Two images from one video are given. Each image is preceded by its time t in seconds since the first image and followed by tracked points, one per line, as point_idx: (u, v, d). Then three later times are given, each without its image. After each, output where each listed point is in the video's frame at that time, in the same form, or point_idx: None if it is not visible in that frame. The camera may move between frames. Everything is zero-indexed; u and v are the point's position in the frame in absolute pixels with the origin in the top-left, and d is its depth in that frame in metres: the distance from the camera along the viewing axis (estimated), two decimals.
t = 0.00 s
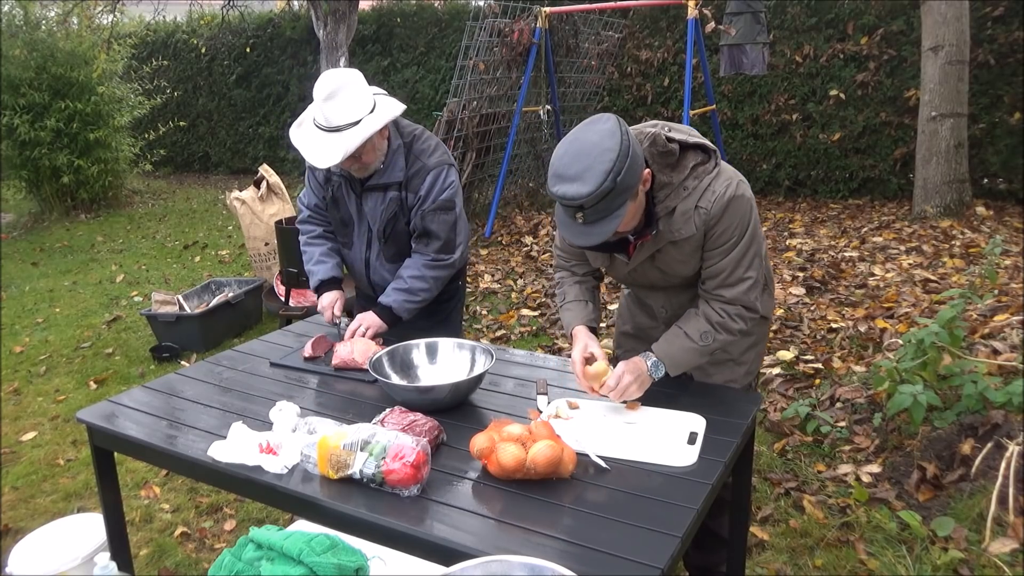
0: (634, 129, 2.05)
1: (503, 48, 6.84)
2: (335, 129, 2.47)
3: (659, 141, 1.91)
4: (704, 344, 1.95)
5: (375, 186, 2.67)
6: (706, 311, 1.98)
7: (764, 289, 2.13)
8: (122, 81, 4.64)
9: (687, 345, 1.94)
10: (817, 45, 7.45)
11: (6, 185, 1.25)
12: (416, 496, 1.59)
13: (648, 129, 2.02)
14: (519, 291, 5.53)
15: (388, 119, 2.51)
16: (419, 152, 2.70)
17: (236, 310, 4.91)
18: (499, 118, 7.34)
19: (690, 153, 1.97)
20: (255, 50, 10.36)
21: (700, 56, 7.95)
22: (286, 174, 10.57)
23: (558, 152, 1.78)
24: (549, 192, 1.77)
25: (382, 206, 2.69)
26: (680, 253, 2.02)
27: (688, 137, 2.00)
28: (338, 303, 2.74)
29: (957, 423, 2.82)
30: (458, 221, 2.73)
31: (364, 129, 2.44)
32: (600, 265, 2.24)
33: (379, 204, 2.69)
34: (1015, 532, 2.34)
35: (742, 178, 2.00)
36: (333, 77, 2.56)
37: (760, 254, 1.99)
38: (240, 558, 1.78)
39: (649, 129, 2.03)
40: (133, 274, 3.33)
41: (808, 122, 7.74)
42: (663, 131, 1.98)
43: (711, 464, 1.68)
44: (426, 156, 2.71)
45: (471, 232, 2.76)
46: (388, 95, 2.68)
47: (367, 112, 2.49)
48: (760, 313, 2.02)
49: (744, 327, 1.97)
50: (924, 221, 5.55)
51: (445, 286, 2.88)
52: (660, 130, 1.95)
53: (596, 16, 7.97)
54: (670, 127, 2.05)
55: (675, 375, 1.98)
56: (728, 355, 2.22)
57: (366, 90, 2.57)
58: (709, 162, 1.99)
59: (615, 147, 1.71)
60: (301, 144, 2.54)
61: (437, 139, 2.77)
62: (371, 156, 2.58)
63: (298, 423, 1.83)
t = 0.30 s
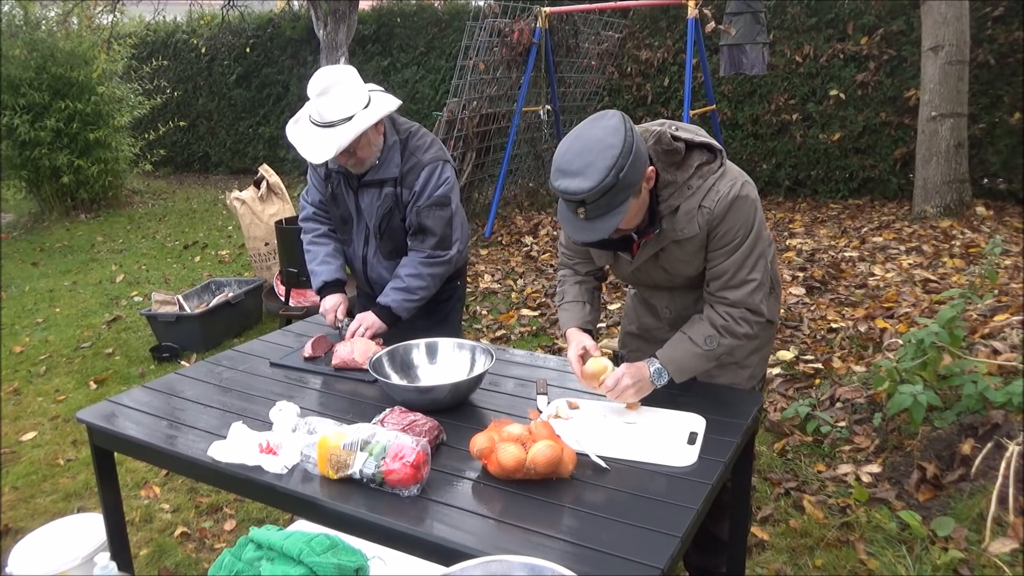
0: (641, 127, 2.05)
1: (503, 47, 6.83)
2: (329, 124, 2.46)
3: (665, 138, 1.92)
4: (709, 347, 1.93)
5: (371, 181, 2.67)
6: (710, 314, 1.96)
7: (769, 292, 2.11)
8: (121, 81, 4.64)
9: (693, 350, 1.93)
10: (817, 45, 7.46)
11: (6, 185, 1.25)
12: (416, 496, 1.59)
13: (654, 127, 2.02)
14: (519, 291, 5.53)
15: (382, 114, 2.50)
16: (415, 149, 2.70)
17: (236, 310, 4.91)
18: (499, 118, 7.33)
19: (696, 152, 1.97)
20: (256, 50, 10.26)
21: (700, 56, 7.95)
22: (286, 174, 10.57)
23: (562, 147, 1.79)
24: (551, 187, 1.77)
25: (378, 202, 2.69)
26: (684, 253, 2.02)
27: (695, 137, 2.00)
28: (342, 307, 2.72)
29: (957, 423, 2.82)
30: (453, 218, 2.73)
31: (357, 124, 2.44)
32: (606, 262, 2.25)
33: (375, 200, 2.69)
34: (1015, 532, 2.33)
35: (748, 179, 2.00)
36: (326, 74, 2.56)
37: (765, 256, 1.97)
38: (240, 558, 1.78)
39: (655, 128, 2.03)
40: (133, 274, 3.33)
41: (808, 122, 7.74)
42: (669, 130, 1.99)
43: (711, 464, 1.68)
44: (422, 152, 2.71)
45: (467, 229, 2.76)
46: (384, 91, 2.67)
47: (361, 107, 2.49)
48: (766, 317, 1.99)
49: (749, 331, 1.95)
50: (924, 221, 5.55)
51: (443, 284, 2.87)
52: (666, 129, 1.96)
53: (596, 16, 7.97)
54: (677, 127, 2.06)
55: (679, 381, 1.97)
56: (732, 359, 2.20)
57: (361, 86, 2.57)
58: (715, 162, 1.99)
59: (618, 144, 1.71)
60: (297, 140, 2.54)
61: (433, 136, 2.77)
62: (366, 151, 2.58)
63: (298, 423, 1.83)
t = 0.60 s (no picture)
0: (641, 128, 2.05)
1: (503, 48, 6.83)
2: (333, 122, 2.46)
3: (665, 140, 1.92)
4: (709, 344, 1.93)
5: (372, 180, 2.67)
6: (712, 313, 1.96)
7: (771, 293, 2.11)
8: (121, 81, 4.64)
9: (691, 344, 1.93)
10: (817, 45, 7.46)
11: (6, 185, 1.25)
12: (416, 496, 1.59)
13: (655, 128, 2.02)
14: (519, 291, 5.53)
15: (385, 112, 2.50)
16: (416, 148, 2.70)
17: (236, 310, 4.91)
18: (499, 118, 7.34)
19: (696, 153, 1.97)
20: (255, 50, 10.29)
21: (700, 56, 7.95)
22: (286, 174, 10.58)
23: (560, 146, 1.79)
24: (548, 186, 1.77)
25: (378, 200, 2.69)
26: (684, 254, 2.02)
27: (695, 138, 2.00)
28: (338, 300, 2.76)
29: (957, 423, 2.82)
30: (453, 218, 2.73)
31: (361, 122, 2.44)
32: (606, 263, 2.26)
33: (375, 198, 2.69)
34: (1015, 532, 2.32)
35: (748, 181, 1.99)
36: (329, 72, 2.57)
37: (766, 258, 1.97)
38: (240, 558, 1.78)
39: (655, 128, 2.03)
40: (133, 274, 3.33)
41: (808, 122, 7.74)
42: (669, 132, 1.99)
43: (711, 464, 1.68)
44: (424, 151, 2.71)
45: (467, 230, 2.77)
46: (387, 89, 2.67)
47: (365, 105, 2.49)
48: (767, 318, 1.99)
49: (750, 331, 1.95)
50: (923, 221, 5.55)
51: (442, 283, 2.88)
52: (666, 130, 1.96)
53: (596, 16, 7.97)
54: (678, 128, 2.05)
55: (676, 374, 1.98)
56: (733, 360, 2.19)
57: (364, 84, 2.57)
58: (715, 163, 1.98)
59: (615, 144, 1.71)
60: (299, 138, 2.53)
61: (435, 135, 2.76)
62: (370, 149, 2.58)
63: (298, 423, 1.83)
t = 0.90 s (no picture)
0: (636, 130, 2.05)
1: (503, 47, 6.83)
2: (336, 126, 2.46)
3: (659, 142, 1.93)
4: (715, 348, 1.92)
5: (376, 183, 2.67)
6: (715, 315, 1.95)
7: (772, 293, 2.10)
8: (122, 81, 4.64)
9: (699, 350, 1.92)
10: (818, 45, 7.46)
11: (6, 185, 1.25)
12: (416, 496, 1.59)
13: (650, 129, 2.02)
14: (519, 291, 5.53)
15: (388, 116, 2.51)
16: (420, 151, 2.70)
17: (235, 310, 4.91)
18: (499, 118, 7.34)
19: (691, 155, 1.98)
20: (255, 50, 10.25)
21: (700, 56, 7.95)
22: (286, 174, 10.58)
23: (554, 148, 1.80)
24: (541, 188, 1.78)
25: (382, 203, 2.69)
26: (682, 255, 2.02)
27: (690, 140, 2.00)
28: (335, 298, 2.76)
29: (957, 423, 2.82)
30: (458, 220, 2.73)
31: (364, 126, 2.44)
32: (604, 264, 2.28)
33: (379, 201, 2.69)
34: (1015, 532, 2.32)
35: (744, 181, 1.99)
36: (332, 75, 2.56)
37: (766, 257, 1.96)
38: (240, 558, 1.78)
39: (650, 130, 2.02)
40: (133, 274, 3.33)
41: (808, 122, 7.74)
42: (664, 133, 1.99)
43: (710, 464, 1.68)
44: (427, 154, 2.71)
45: (470, 231, 2.77)
46: (390, 93, 2.68)
47: (367, 109, 2.49)
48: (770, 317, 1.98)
49: (755, 331, 1.94)
50: (923, 220, 5.55)
51: (445, 285, 2.87)
52: (660, 132, 1.96)
53: (596, 16, 7.98)
54: (673, 128, 2.05)
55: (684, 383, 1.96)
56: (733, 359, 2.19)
57: (366, 88, 2.57)
58: (710, 164, 1.99)
59: (607, 147, 1.71)
60: (302, 142, 2.54)
61: (438, 138, 2.77)
62: (372, 153, 2.58)
63: (298, 423, 1.83)
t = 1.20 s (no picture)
0: (631, 130, 2.05)
1: (503, 47, 6.83)
2: (331, 127, 2.47)
3: (655, 142, 1.92)
4: (710, 346, 1.92)
5: (373, 183, 2.67)
6: (711, 314, 1.95)
7: (769, 292, 2.10)
8: (122, 81, 4.63)
9: (692, 347, 1.92)
10: (817, 45, 7.46)
11: (5, 185, 1.25)
12: (416, 496, 1.59)
13: (646, 129, 2.02)
14: (519, 291, 5.53)
15: (384, 116, 2.51)
16: (415, 149, 2.70)
17: (236, 310, 4.91)
18: (499, 118, 7.34)
19: (687, 154, 1.98)
20: (256, 50, 10.25)
21: (700, 56, 7.95)
22: (287, 174, 10.58)
23: (549, 147, 1.80)
24: (537, 187, 1.77)
25: (380, 203, 2.69)
26: (679, 254, 2.02)
27: (686, 139, 2.00)
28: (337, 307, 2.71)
29: (957, 423, 2.82)
30: (457, 217, 2.73)
31: (360, 126, 2.44)
32: (602, 265, 2.29)
33: (376, 202, 2.69)
34: (1015, 532, 2.32)
35: (741, 180, 1.99)
36: (328, 76, 2.57)
37: (762, 256, 1.96)
38: (240, 558, 1.78)
39: (646, 129, 2.02)
40: (133, 274, 3.33)
41: (808, 122, 7.74)
42: (660, 132, 1.99)
43: (710, 464, 1.68)
44: (423, 152, 2.71)
45: (470, 228, 2.77)
46: (385, 93, 2.68)
47: (363, 109, 2.49)
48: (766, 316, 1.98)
49: (750, 330, 1.94)
50: (924, 220, 5.54)
51: (446, 283, 2.87)
52: (656, 132, 1.96)
53: (596, 16, 7.98)
54: (669, 128, 2.05)
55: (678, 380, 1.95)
56: (732, 359, 2.19)
57: (362, 88, 2.58)
58: (707, 164, 1.99)
59: (602, 147, 1.71)
60: (298, 142, 2.53)
61: (433, 135, 2.76)
62: (368, 153, 2.58)
63: (298, 423, 1.83)
